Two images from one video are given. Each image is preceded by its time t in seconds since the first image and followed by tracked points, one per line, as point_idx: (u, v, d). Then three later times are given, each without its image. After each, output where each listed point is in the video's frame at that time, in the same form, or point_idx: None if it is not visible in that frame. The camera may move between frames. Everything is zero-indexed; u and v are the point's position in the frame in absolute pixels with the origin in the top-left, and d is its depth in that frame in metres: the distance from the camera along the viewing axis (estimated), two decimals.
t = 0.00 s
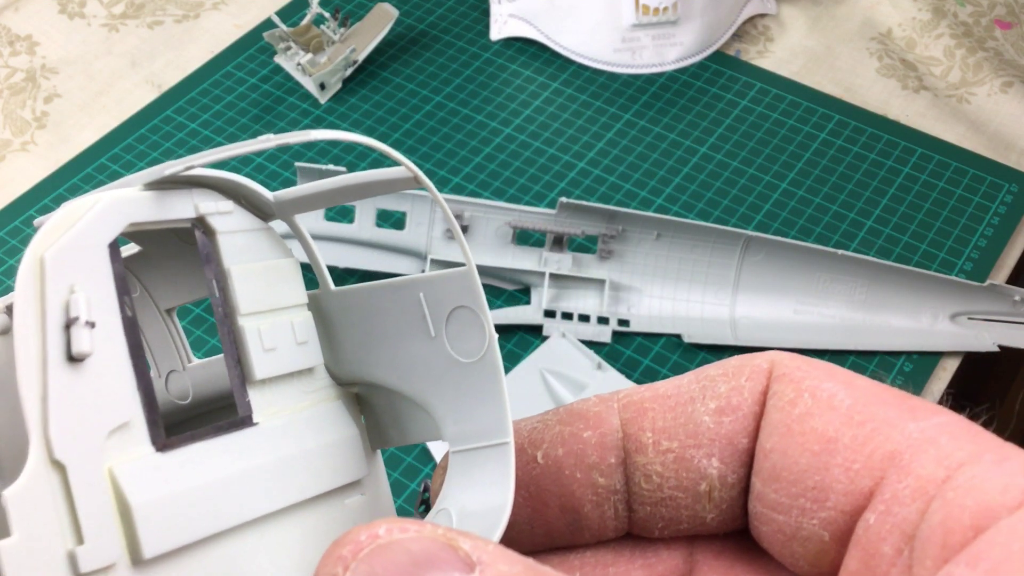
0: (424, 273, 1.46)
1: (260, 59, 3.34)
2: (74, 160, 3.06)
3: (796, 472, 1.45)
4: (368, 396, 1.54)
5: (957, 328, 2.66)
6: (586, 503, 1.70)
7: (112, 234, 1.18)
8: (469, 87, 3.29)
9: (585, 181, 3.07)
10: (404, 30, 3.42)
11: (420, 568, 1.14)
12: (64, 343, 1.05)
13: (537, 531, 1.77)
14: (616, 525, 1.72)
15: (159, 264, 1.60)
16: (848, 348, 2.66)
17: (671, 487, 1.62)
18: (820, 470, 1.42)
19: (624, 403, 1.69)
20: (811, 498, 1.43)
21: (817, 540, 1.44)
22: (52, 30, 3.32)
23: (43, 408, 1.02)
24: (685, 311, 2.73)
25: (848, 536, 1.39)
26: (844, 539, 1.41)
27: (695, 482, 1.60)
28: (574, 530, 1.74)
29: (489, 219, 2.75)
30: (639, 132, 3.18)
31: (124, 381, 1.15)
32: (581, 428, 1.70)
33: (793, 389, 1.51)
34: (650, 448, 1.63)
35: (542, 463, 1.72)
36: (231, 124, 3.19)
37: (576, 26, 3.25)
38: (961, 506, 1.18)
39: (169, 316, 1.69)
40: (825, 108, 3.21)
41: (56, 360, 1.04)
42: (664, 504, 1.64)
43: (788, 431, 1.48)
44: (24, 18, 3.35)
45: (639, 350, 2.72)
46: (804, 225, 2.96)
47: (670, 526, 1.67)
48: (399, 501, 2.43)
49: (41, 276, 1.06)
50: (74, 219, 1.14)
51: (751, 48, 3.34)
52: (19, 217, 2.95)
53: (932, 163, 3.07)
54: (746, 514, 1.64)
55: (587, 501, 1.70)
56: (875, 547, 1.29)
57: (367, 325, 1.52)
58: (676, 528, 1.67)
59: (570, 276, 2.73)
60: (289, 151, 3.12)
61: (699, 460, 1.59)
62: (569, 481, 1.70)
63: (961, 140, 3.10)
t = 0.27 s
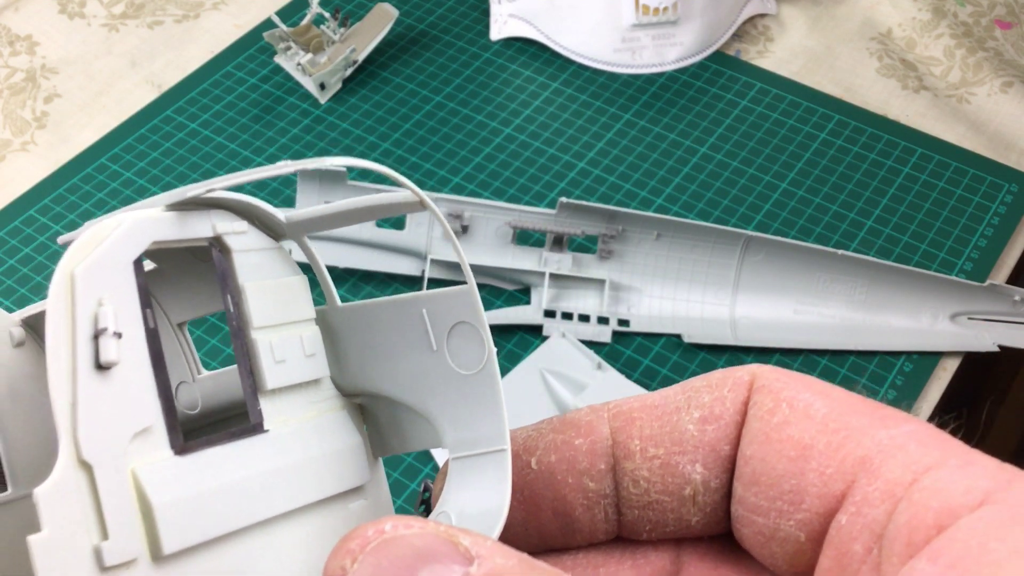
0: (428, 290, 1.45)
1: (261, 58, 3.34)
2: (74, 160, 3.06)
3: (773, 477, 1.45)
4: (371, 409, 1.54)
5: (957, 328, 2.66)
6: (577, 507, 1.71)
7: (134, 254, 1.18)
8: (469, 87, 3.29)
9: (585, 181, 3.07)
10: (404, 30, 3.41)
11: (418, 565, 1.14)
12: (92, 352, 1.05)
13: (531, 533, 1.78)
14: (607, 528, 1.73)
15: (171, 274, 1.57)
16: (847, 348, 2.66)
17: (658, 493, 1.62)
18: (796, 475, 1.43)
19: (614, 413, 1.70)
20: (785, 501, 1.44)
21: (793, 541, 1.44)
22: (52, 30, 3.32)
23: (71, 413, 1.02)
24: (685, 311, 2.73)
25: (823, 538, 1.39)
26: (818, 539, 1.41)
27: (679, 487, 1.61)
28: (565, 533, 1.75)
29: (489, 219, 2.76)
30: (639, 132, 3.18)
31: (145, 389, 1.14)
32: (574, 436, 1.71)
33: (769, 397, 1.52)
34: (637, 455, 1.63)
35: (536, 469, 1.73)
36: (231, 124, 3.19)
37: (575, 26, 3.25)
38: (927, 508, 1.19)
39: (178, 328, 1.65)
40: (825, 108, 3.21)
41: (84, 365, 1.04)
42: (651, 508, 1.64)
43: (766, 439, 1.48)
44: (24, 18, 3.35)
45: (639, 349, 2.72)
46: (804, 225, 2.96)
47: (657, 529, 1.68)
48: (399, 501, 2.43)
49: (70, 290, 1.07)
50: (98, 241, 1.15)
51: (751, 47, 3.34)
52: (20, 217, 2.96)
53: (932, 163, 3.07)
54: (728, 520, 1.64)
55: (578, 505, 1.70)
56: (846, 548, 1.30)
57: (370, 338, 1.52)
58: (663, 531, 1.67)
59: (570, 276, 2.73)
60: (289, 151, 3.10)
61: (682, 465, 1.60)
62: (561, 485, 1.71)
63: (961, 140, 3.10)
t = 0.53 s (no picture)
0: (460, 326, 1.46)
1: (260, 58, 3.34)
2: (74, 160, 3.06)
3: (776, 505, 1.47)
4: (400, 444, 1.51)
5: (957, 328, 2.66)
6: (595, 532, 1.71)
7: (199, 293, 1.19)
8: (469, 87, 3.29)
9: (585, 181, 3.07)
10: (404, 30, 3.41)
11: None
12: (160, 386, 1.07)
13: (552, 555, 1.77)
14: (623, 551, 1.73)
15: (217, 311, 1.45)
16: (847, 348, 2.67)
17: (669, 518, 1.63)
18: (796, 503, 1.46)
19: (631, 443, 1.71)
20: (788, 527, 1.46)
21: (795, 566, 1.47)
22: (52, 30, 3.32)
23: (143, 444, 1.04)
24: (685, 311, 2.73)
25: (823, 562, 1.43)
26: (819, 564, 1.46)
27: (691, 513, 1.62)
28: (584, 556, 1.74)
29: (489, 219, 2.76)
30: (639, 132, 3.18)
31: (208, 420, 1.15)
32: (593, 464, 1.71)
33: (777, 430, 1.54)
34: (652, 483, 1.65)
35: (559, 495, 1.73)
36: (230, 124, 3.19)
37: (576, 26, 3.25)
38: (915, 534, 1.26)
39: (222, 358, 1.58)
40: (826, 108, 3.21)
41: (153, 399, 1.06)
42: (664, 533, 1.65)
43: (770, 469, 1.50)
44: (24, 18, 3.35)
45: (639, 349, 2.72)
46: (804, 225, 2.96)
47: (670, 553, 1.68)
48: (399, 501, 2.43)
49: (141, 332, 1.09)
50: (166, 279, 1.16)
51: (751, 48, 3.34)
52: (19, 217, 2.96)
53: (932, 163, 3.08)
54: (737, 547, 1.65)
55: (596, 530, 1.70)
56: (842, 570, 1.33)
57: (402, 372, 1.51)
58: (676, 555, 1.67)
59: (570, 276, 2.73)
60: (289, 151, 3.11)
61: (694, 494, 1.62)
62: (581, 512, 1.71)
63: (961, 140, 3.10)
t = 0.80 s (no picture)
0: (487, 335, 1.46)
1: (260, 58, 3.33)
2: (74, 160, 3.06)
3: (799, 515, 1.48)
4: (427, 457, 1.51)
5: (957, 328, 2.66)
6: (618, 540, 1.70)
7: (228, 303, 1.20)
8: (469, 87, 3.29)
9: (585, 181, 3.07)
10: (404, 30, 3.41)
11: None
12: (193, 391, 1.07)
13: (577, 563, 1.76)
14: (646, 559, 1.73)
15: (246, 316, 1.45)
16: (847, 348, 2.67)
17: (693, 528, 1.64)
18: (820, 513, 1.46)
19: (654, 453, 1.70)
20: (811, 536, 1.47)
21: None
22: (53, 30, 3.32)
23: (176, 448, 1.03)
24: (685, 311, 2.73)
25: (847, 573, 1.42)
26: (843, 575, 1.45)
27: (714, 523, 1.62)
28: (610, 565, 1.74)
29: (489, 219, 2.76)
30: (639, 132, 3.18)
31: (239, 428, 1.15)
32: (616, 474, 1.70)
33: (800, 443, 1.55)
34: (676, 492, 1.64)
35: (582, 503, 1.71)
36: (230, 124, 3.19)
37: (576, 26, 3.25)
38: (937, 542, 1.26)
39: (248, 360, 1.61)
40: (826, 108, 3.21)
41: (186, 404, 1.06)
42: (688, 542, 1.66)
43: (793, 479, 1.51)
44: (24, 18, 3.35)
45: (639, 349, 2.72)
46: (804, 225, 2.96)
47: (693, 562, 1.68)
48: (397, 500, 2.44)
49: (173, 337, 1.09)
50: (196, 287, 1.18)
51: (751, 48, 3.33)
52: (19, 217, 2.96)
53: (932, 164, 3.08)
54: (760, 555, 1.66)
55: (620, 538, 1.70)
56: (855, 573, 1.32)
57: (430, 384, 1.52)
58: (698, 564, 1.68)
59: (570, 276, 2.73)
60: (289, 151, 3.12)
61: (717, 503, 1.61)
62: (605, 521, 1.71)
63: (961, 140, 3.10)
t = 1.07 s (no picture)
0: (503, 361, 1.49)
1: (260, 58, 3.33)
2: (74, 160, 3.06)
3: (796, 514, 1.48)
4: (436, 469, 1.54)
5: (957, 328, 2.66)
6: (622, 539, 1.70)
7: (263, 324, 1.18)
8: (469, 87, 3.29)
9: (585, 181, 3.07)
10: (404, 30, 3.41)
11: None
12: (229, 409, 1.07)
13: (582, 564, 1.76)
14: (649, 558, 1.73)
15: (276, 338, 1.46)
16: (847, 348, 2.67)
17: (687, 528, 1.65)
18: (813, 510, 1.46)
19: (653, 454, 1.71)
20: (806, 532, 1.47)
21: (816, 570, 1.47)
22: (53, 30, 3.32)
23: (213, 465, 1.03)
24: (685, 311, 2.73)
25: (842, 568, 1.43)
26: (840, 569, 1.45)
27: (709, 522, 1.63)
28: (613, 564, 1.74)
29: (489, 219, 2.76)
30: (639, 132, 3.18)
31: (270, 443, 1.15)
32: (618, 476, 1.70)
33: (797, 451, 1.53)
34: (673, 493, 1.65)
35: (586, 505, 1.72)
36: (230, 124, 3.19)
37: (576, 26, 3.25)
38: (925, 531, 1.27)
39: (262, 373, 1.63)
40: (826, 108, 3.21)
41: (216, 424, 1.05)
42: (685, 541, 1.66)
43: (787, 479, 1.52)
44: (24, 18, 3.35)
45: (639, 349, 2.72)
46: (804, 225, 2.96)
47: (691, 561, 1.68)
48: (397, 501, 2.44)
49: (212, 357, 1.07)
50: (234, 306, 1.16)
51: (751, 48, 3.33)
52: (19, 217, 2.96)
53: (932, 163, 3.07)
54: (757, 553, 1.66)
55: (623, 538, 1.70)
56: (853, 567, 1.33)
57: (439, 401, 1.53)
58: (697, 563, 1.68)
59: (570, 276, 2.73)
60: (289, 151, 3.12)
61: (712, 503, 1.62)
62: (609, 520, 1.71)
63: (961, 140, 3.10)
